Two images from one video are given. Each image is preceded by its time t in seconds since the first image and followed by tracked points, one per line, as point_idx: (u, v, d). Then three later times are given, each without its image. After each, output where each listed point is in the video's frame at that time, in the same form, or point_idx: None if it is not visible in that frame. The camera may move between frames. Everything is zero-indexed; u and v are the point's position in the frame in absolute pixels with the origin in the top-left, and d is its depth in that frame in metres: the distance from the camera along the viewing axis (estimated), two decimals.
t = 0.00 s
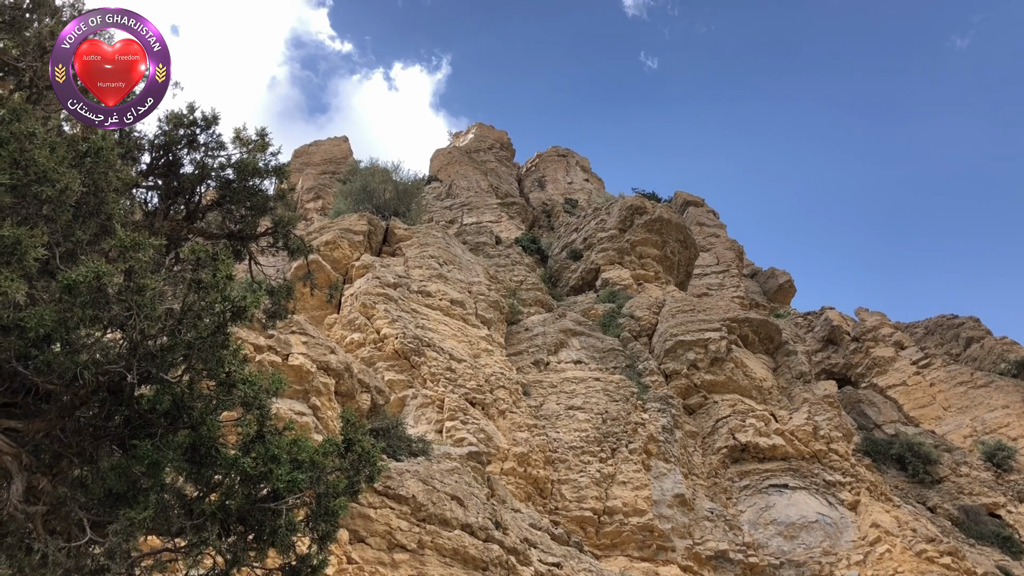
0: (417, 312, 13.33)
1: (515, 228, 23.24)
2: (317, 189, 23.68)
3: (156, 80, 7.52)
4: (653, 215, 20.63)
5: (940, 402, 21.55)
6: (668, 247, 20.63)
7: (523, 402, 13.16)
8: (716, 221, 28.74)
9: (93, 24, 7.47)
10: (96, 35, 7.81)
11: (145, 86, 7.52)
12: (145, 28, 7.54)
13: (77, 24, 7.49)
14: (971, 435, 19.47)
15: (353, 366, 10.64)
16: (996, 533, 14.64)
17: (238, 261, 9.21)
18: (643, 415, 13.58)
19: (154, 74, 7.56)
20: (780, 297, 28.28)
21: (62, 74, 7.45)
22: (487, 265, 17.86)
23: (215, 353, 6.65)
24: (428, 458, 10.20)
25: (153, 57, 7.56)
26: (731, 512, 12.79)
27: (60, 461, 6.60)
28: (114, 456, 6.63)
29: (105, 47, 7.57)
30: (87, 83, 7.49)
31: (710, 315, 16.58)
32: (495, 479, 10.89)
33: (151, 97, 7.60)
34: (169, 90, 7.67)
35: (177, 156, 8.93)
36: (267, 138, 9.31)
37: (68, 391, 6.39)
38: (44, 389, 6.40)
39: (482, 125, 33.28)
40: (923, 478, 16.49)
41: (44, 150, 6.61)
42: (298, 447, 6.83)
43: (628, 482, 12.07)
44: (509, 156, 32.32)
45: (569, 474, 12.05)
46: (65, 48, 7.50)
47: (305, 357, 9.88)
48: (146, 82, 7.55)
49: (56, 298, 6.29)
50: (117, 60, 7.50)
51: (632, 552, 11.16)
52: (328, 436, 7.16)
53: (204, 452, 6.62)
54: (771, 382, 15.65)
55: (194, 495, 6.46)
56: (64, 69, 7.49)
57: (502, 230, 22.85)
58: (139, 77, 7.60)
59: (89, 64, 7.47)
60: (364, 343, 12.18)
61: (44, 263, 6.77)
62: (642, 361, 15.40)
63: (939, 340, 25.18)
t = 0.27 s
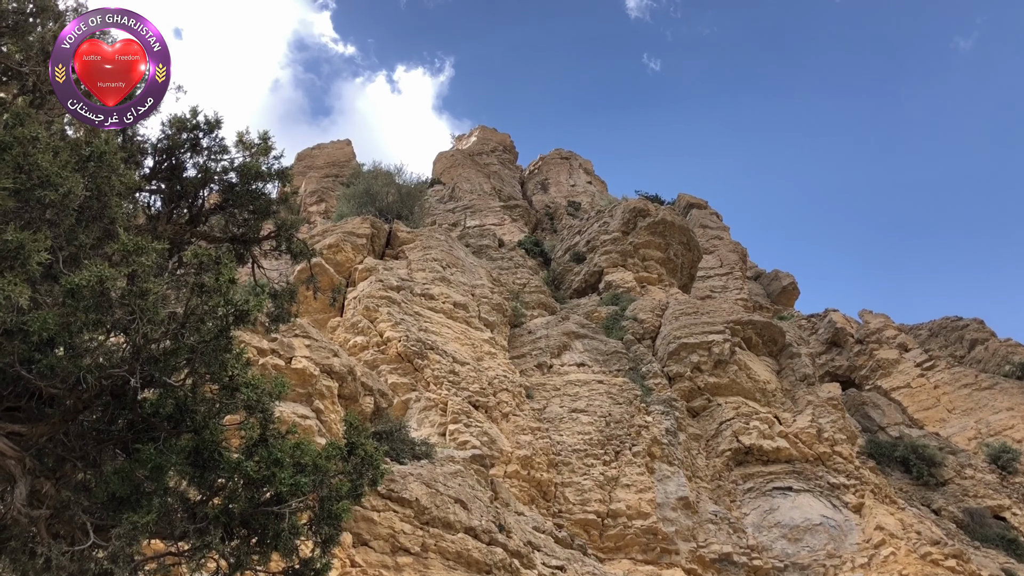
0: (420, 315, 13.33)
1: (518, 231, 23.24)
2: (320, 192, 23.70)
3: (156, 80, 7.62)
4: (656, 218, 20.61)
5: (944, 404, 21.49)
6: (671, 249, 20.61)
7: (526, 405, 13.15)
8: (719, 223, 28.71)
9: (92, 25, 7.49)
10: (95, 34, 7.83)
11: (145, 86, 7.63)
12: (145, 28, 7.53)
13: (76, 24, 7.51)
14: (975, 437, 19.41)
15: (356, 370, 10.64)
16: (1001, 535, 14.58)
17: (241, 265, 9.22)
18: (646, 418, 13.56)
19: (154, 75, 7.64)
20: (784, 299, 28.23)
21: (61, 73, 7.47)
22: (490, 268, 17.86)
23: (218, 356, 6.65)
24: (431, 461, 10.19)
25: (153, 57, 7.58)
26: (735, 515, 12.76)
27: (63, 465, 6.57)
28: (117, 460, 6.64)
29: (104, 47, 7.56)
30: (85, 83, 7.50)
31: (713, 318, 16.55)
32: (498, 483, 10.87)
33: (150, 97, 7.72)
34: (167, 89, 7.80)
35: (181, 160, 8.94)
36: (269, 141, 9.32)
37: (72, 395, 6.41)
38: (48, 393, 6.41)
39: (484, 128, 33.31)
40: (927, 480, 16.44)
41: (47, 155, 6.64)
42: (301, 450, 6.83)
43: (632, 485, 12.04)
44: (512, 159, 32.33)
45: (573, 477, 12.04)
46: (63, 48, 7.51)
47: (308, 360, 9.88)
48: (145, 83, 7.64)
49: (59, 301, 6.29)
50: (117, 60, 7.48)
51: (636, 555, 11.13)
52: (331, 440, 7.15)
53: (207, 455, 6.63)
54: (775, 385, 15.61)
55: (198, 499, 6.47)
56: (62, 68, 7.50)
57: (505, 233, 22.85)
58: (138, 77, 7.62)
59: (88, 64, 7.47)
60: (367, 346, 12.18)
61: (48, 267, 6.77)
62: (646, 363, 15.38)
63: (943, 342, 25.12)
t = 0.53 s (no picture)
0: (420, 318, 13.33)
1: (518, 235, 23.26)
2: (321, 195, 23.72)
3: (156, 81, 7.70)
4: (656, 223, 20.63)
5: (944, 411, 21.48)
6: (671, 254, 20.62)
7: (525, 409, 13.14)
8: (719, 228, 28.74)
9: (91, 25, 7.52)
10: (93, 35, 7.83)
11: (146, 86, 7.68)
12: (145, 28, 7.53)
13: (75, 23, 7.52)
14: (974, 444, 19.40)
15: (355, 373, 10.64)
16: (1000, 543, 14.57)
17: (241, 267, 9.23)
18: (645, 423, 13.55)
19: (154, 75, 7.70)
20: (783, 305, 28.23)
21: (60, 74, 7.48)
22: (490, 272, 17.86)
23: (217, 358, 6.65)
24: (430, 464, 10.17)
25: (153, 57, 7.60)
26: (733, 521, 12.74)
27: (61, 466, 6.55)
28: (115, 461, 6.64)
29: (104, 47, 7.57)
30: (84, 82, 7.48)
31: (712, 323, 16.55)
32: (496, 487, 10.86)
33: (149, 97, 7.78)
34: (166, 88, 7.87)
35: (181, 162, 8.94)
36: (270, 144, 9.33)
37: (70, 396, 6.42)
38: (46, 394, 6.40)
39: (485, 132, 33.34)
40: (926, 487, 16.43)
41: (48, 156, 6.65)
42: (299, 453, 6.83)
43: (630, 490, 12.02)
44: (512, 163, 32.37)
45: (572, 482, 12.02)
46: (63, 48, 7.50)
47: (307, 363, 9.87)
48: (145, 83, 7.69)
49: (58, 302, 6.29)
50: (118, 60, 7.49)
51: (634, 560, 11.11)
52: (329, 443, 7.15)
53: (205, 457, 6.63)
54: (774, 390, 15.60)
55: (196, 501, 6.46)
56: (61, 68, 7.50)
57: (505, 237, 22.87)
58: (138, 77, 7.65)
59: (89, 64, 7.46)
60: (366, 350, 12.18)
61: (47, 268, 6.78)
62: (645, 368, 15.37)
63: (942, 349, 25.12)
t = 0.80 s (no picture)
0: (416, 324, 13.32)
1: (515, 241, 23.29)
2: (318, 199, 23.73)
3: (156, 80, 7.68)
4: (653, 230, 20.66)
5: (938, 421, 21.53)
6: (667, 262, 20.65)
7: (520, 416, 13.14)
8: (715, 237, 28.80)
9: (91, 25, 7.52)
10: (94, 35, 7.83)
11: (146, 86, 7.67)
12: (145, 28, 7.54)
13: (76, 24, 7.55)
14: (968, 455, 19.44)
15: (350, 377, 10.63)
16: (992, 554, 14.59)
17: (237, 271, 9.24)
18: (640, 430, 13.55)
19: (154, 75, 7.69)
20: (778, 314, 28.28)
21: (61, 74, 7.50)
22: (487, 278, 17.88)
23: (212, 361, 6.67)
24: (424, 470, 10.16)
25: (153, 57, 7.61)
26: (727, 530, 12.73)
27: (55, 467, 6.53)
28: (108, 462, 6.63)
29: (104, 47, 7.58)
30: (84, 82, 7.49)
31: (708, 331, 16.57)
32: (490, 493, 10.85)
33: (149, 97, 7.76)
34: (166, 89, 7.85)
35: (179, 164, 8.95)
36: (268, 147, 9.34)
37: (65, 397, 6.41)
38: (41, 395, 6.38)
39: (483, 137, 33.40)
40: (919, 497, 16.45)
41: (46, 156, 6.64)
42: (294, 456, 6.82)
43: (624, 498, 12.01)
44: (510, 169, 32.42)
45: (566, 489, 12.01)
46: (63, 48, 7.51)
47: (302, 367, 9.86)
48: (146, 84, 7.67)
49: (54, 303, 6.28)
50: (118, 59, 7.49)
51: (628, 568, 11.09)
52: (324, 447, 7.13)
53: (199, 460, 6.61)
54: (769, 399, 15.61)
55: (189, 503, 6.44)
56: (62, 68, 7.52)
57: (502, 243, 22.89)
58: (138, 77, 7.65)
59: (89, 64, 7.48)
60: (361, 354, 12.17)
61: (44, 268, 6.76)
62: (640, 376, 15.38)
63: (937, 360, 25.18)
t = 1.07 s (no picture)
0: (411, 328, 13.31)
1: (512, 246, 23.30)
2: (315, 202, 23.72)
3: (157, 80, 7.71)
4: (649, 237, 20.69)
5: (932, 431, 21.56)
6: (663, 269, 20.67)
7: (514, 421, 13.13)
8: (712, 244, 28.85)
9: (91, 24, 7.58)
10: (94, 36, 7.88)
11: (145, 86, 7.70)
12: (145, 28, 7.60)
13: (77, 24, 7.59)
14: (961, 465, 19.47)
15: (345, 381, 10.62)
16: (985, 564, 14.61)
17: (233, 273, 9.23)
18: (634, 437, 13.55)
19: (154, 75, 7.73)
20: (774, 322, 28.32)
21: (61, 74, 7.50)
22: (482, 283, 17.88)
23: (207, 363, 6.65)
24: (418, 474, 10.14)
25: (153, 57, 7.66)
26: (720, 537, 12.73)
27: (48, 468, 6.49)
28: (101, 464, 6.60)
29: (104, 48, 7.63)
30: (84, 82, 7.52)
31: (703, 338, 16.59)
32: (484, 498, 10.83)
33: (149, 97, 7.79)
34: (166, 89, 7.88)
35: (176, 166, 8.94)
36: (266, 149, 9.34)
37: (59, 398, 6.38)
38: (34, 395, 6.35)
39: (480, 142, 33.42)
40: (913, 506, 16.47)
41: (43, 156, 6.62)
42: (287, 459, 6.81)
43: (618, 504, 12.00)
44: (507, 175, 32.45)
45: (560, 495, 12.00)
46: (64, 48, 7.53)
47: (297, 370, 9.84)
48: (146, 84, 7.70)
49: (49, 303, 6.26)
50: (119, 59, 7.54)
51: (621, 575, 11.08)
52: (318, 450, 7.12)
53: (193, 462, 6.59)
54: (763, 407, 15.63)
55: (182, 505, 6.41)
56: (61, 67, 7.52)
57: (499, 248, 22.90)
58: (138, 77, 7.69)
59: (89, 63, 7.52)
60: (356, 358, 12.15)
61: (39, 268, 6.75)
62: (635, 382, 15.39)
63: (931, 369, 25.24)
